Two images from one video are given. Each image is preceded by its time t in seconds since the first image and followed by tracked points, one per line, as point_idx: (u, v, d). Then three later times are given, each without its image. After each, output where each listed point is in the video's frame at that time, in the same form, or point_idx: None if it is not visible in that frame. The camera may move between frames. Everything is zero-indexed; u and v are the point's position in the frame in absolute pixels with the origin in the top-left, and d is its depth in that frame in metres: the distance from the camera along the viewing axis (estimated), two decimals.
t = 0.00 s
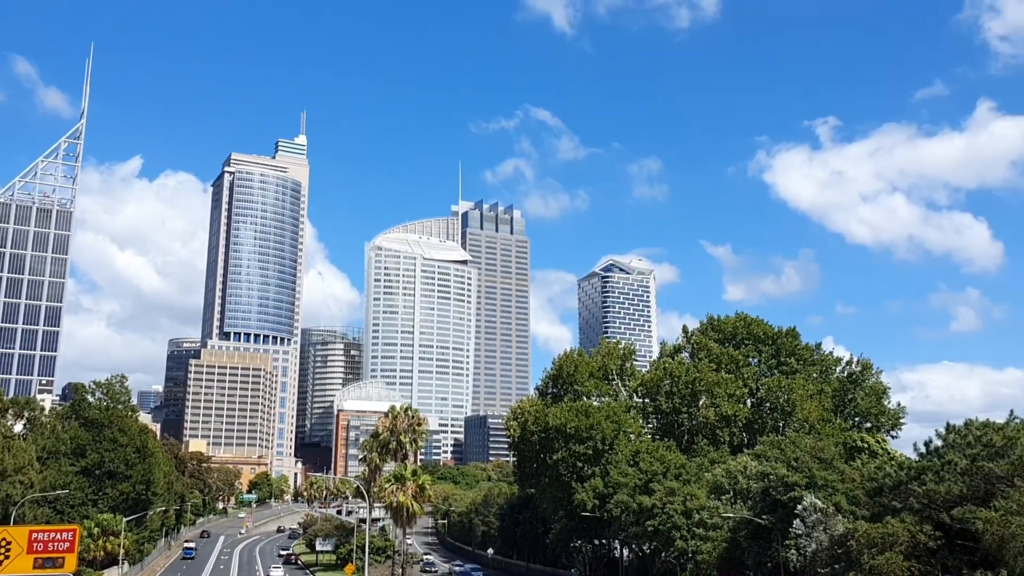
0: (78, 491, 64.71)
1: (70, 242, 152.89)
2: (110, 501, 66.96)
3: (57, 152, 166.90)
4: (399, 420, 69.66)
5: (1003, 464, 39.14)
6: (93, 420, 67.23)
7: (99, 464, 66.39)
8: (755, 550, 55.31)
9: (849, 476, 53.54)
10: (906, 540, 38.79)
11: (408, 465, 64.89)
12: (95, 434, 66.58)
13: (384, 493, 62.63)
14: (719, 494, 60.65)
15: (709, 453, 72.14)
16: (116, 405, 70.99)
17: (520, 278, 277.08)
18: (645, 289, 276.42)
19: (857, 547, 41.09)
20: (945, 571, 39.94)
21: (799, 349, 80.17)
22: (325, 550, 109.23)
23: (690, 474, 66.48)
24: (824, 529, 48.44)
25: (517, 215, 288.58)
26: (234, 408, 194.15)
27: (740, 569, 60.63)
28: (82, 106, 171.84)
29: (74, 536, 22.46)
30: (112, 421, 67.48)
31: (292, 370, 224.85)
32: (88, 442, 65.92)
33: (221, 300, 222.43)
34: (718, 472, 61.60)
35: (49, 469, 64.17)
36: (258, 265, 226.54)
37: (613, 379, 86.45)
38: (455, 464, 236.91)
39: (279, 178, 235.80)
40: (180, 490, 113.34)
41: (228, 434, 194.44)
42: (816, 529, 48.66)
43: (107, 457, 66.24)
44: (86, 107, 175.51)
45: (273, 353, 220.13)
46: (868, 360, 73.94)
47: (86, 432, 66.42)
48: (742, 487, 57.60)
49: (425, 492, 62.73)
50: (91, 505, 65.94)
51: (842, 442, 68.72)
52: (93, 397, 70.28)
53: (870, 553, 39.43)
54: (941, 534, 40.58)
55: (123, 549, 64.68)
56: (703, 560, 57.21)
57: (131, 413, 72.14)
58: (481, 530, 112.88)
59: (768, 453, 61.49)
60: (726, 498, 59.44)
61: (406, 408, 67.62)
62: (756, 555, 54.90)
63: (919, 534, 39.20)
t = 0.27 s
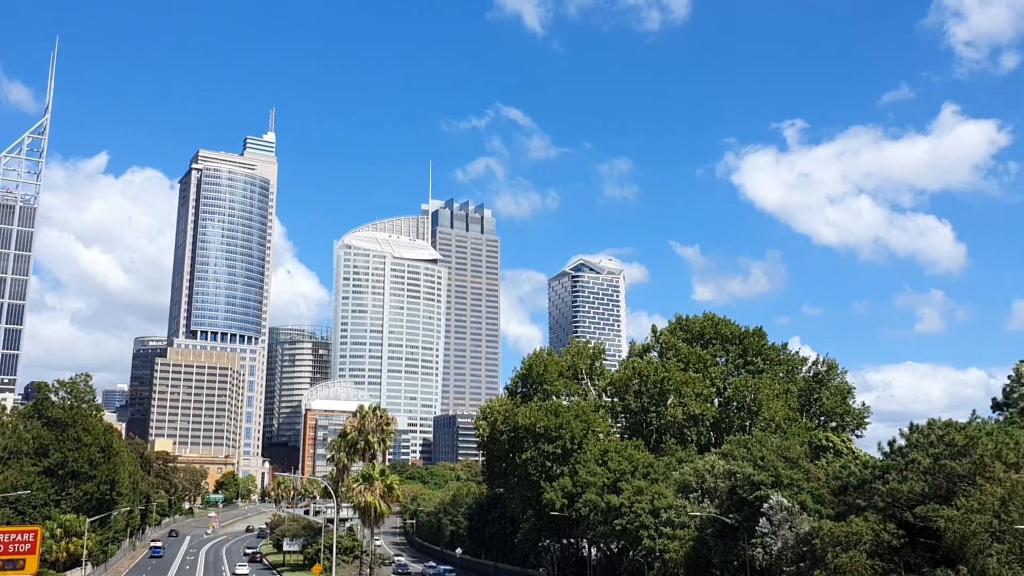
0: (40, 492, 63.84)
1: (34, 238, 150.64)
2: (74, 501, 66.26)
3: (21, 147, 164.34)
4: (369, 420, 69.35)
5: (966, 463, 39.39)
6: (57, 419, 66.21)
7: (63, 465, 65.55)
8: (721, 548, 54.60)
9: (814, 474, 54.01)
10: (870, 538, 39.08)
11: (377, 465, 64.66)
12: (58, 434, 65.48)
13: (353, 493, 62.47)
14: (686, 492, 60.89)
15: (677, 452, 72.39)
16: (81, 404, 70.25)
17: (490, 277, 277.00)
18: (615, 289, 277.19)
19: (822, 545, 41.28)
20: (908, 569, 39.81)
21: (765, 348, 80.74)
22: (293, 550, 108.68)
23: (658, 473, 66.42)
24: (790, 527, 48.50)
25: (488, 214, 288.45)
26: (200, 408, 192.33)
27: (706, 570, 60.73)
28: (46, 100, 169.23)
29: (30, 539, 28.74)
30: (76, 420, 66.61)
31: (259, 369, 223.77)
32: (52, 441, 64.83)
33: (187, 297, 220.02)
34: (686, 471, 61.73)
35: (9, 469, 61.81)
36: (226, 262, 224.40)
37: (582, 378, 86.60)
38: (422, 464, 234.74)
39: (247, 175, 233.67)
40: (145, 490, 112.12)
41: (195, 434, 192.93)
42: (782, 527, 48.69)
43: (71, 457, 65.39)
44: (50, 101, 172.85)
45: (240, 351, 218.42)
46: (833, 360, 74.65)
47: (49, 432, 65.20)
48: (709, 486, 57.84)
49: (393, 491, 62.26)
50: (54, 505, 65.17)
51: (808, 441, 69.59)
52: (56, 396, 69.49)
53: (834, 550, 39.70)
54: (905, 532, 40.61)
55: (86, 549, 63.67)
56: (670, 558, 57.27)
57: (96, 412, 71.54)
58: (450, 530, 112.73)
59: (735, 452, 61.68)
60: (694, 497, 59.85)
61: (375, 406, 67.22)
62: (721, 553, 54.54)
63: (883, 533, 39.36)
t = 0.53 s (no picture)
0: None
1: None
2: (29, 503, 65.12)
3: None
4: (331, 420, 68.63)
5: (922, 461, 39.90)
6: (11, 419, 64.97)
7: (17, 466, 64.35)
8: (681, 546, 55.53)
9: (773, 472, 54.59)
10: (827, 536, 39.75)
11: (338, 464, 64.51)
12: (13, 435, 64.14)
13: (314, 493, 61.98)
14: (649, 490, 60.92)
15: (639, 451, 72.68)
16: (37, 404, 69.12)
17: (454, 276, 276.75)
18: (579, 289, 277.86)
19: (781, 542, 42.35)
20: (864, 565, 40.83)
21: (726, 347, 81.41)
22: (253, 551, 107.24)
23: (620, 471, 67.41)
24: (750, 524, 49.32)
25: (452, 213, 287.95)
26: (159, 407, 189.91)
27: (668, 568, 60.72)
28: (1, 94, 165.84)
29: None
30: (31, 420, 65.43)
31: (219, 368, 221.99)
32: (6, 442, 63.49)
33: (146, 296, 217.09)
34: (648, 468, 62.17)
35: None
36: (186, 260, 221.82)
37: (545, 377, 86.79)
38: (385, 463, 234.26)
39: (209, 173, 231.09)
40: (102, 490, 110.35)
41: (154, 433, 190.63)
42: (742, 524, 49.49)
43: (25, 458, 64.11)
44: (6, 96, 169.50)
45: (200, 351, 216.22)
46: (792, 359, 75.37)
47: (3, 433, 63.76)
48: (671, 484, 58.32)
49: (355, 491, 61.74)
50: (7, 507, 64.14)
51: (767, 439, 70.38)
52: (10, 396, 68.21)
53: (793, 548, 40.38)
54: (861, 529, 41.59)
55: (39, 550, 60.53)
56: (632, 556, 57.50)
57: (52, 412, 70.39)
58: (412, 529, 112.39)
59: (695, 450, 62.14)
60: (656, 495, 59.60)
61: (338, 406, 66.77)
62: (682, 549, 55.47)
63: (840, 530, 40.05)
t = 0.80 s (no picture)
0: None
1: None
2: None
3: None
4: (292, 419, 68.06)
5: (878, 460, 39.84)
6: None
7: None
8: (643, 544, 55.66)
9: (733, 470, 54.94)
10: (785, 533, 39.69)
11: (299, 464, 63.59)
12: None
13: (273, 493, 60.82)
14: (611, 489, 61.17)
15: (601, 450, 72.97)
16: None
17: (417, 275, 276.07)
18: (543, 288, 278.10)
19: (740, 540, 42.16)
20: (822, 562, 40.52)
21: (687, 347, 81.89)
22: (212, 552, 105.85)
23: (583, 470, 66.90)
24: (710, 522, 49.52)
25: (415, 211, 287.24)
26: (118, 407, 187.00)
27: (629, 566, 60.95)
28: None
29: None
30: None
31: (179, 368, 219.58)
32: None
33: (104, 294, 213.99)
34: (610, 467, 62.58)
35: None
36: (145, 258, 218.93)
37: (508, 377, 86.67)
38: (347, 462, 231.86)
39: (168, 169, 228.39)
40: (58, 491, 108.52)
41: (111, 433, 187.96)
42: (702, 522, 49.75)
43: None
44: None
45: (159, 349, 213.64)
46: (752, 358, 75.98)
47: None
48: (632, 483, 58.69)
49: (316, 490, 61.11)
50: None
51: (727, 438, 71.00)
52: None
53: (752, 545, 40.30)
54: (818, 527, 41.65)
55: None
56: (593, 555, 57.63)
57: (5, 411, 69.39)
58: (373, 529, 111.89)
59: (656, 449, 62.07)
60: (617, 493, 60.21)
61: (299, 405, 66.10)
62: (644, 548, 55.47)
63: (797, 527, 39.97)
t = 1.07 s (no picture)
0: None
1: None
2: None
3: None
4: (256, 419, 67.44)
5: (840, 459, 39.89)
6: None
7: None
8: (608, 543, 55.74)
9: (698, 468, 55.24)
10: (747, 531, 39.94)
11: (263, 463, 62.61)
12: None
13: (237, 494, 60.20)
14: (577, 488, 61.27)
15: (567, 449, 73.23)
16: None
17: (384, 274, 275.07)
18: (511, 288, 278.09)
19: (705, 538, 42.46)
20: (784, 560, 41.08)
21: (654, 347, 82.22)
22: (175, 552, 104.55)
23: (549, 469, 66.83)
24: (675, 520, 49.86)
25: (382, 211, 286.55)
26: (79, 406, 184.63)
27: (595, 565, 61.06)
28: None
29: None
30: None
31: (142, 367, 216.72)
32: None
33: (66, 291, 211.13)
34: (576, 467, 62.71)
35: None
36: (108, 255, 216.25)
37: (476, 376, 86.57)
38: (311, 461, 229.46)
39: (132, 166, 225.78)
40: (16, 492, 106.83)
41: (72, 432, 185.46)
42: (668, 521, 50.11)
43: None
44: None
45: (121, 348, 211.13)
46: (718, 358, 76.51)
47: None
48: (598, 482, 58.71)
49: (280, 491, 60.61)
50: None
51: (691, 437, 71.50)
52: None
53: (716, 543, 40.61)
54: (781, 525, 42.18)
55: None
56: (558, 554, 57.83)
57: None
58: (338, 529, 111.32)
59: (623, 449, 62.00)
60: (583, 492, 60.48)
61: (263, 405, 65.48)
62: (609, 546, 55.55)
63: (759, 526, 40.22)
